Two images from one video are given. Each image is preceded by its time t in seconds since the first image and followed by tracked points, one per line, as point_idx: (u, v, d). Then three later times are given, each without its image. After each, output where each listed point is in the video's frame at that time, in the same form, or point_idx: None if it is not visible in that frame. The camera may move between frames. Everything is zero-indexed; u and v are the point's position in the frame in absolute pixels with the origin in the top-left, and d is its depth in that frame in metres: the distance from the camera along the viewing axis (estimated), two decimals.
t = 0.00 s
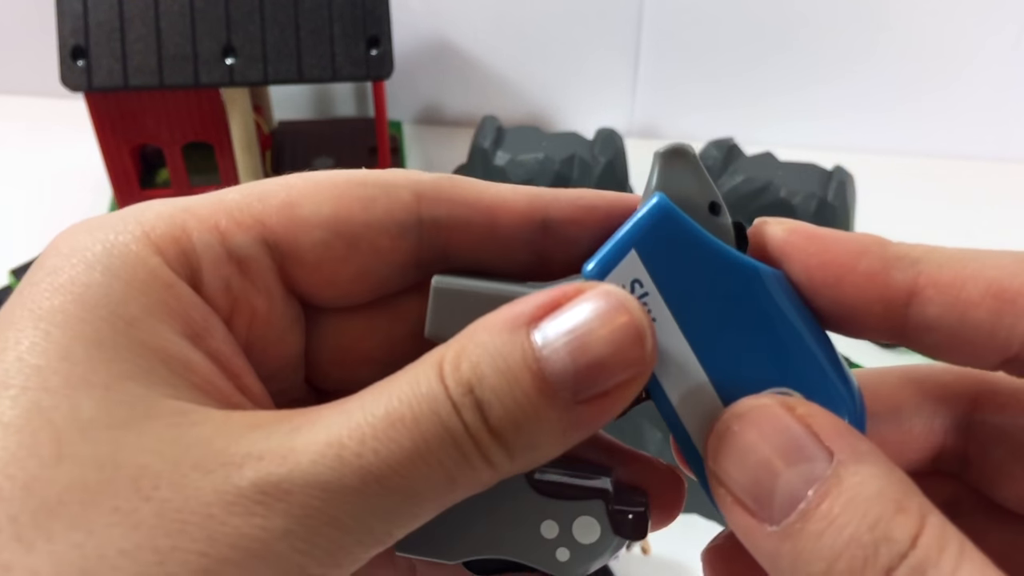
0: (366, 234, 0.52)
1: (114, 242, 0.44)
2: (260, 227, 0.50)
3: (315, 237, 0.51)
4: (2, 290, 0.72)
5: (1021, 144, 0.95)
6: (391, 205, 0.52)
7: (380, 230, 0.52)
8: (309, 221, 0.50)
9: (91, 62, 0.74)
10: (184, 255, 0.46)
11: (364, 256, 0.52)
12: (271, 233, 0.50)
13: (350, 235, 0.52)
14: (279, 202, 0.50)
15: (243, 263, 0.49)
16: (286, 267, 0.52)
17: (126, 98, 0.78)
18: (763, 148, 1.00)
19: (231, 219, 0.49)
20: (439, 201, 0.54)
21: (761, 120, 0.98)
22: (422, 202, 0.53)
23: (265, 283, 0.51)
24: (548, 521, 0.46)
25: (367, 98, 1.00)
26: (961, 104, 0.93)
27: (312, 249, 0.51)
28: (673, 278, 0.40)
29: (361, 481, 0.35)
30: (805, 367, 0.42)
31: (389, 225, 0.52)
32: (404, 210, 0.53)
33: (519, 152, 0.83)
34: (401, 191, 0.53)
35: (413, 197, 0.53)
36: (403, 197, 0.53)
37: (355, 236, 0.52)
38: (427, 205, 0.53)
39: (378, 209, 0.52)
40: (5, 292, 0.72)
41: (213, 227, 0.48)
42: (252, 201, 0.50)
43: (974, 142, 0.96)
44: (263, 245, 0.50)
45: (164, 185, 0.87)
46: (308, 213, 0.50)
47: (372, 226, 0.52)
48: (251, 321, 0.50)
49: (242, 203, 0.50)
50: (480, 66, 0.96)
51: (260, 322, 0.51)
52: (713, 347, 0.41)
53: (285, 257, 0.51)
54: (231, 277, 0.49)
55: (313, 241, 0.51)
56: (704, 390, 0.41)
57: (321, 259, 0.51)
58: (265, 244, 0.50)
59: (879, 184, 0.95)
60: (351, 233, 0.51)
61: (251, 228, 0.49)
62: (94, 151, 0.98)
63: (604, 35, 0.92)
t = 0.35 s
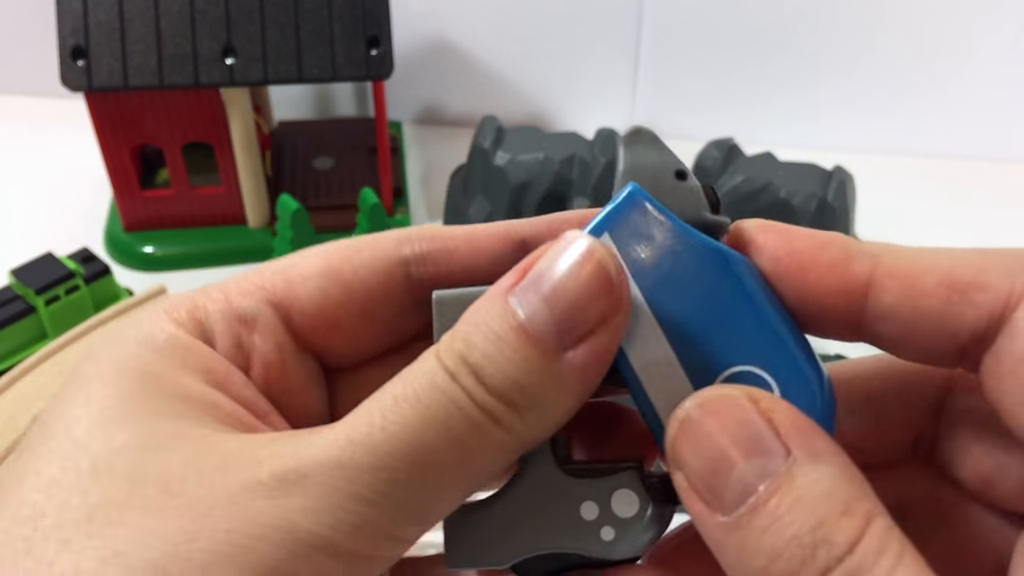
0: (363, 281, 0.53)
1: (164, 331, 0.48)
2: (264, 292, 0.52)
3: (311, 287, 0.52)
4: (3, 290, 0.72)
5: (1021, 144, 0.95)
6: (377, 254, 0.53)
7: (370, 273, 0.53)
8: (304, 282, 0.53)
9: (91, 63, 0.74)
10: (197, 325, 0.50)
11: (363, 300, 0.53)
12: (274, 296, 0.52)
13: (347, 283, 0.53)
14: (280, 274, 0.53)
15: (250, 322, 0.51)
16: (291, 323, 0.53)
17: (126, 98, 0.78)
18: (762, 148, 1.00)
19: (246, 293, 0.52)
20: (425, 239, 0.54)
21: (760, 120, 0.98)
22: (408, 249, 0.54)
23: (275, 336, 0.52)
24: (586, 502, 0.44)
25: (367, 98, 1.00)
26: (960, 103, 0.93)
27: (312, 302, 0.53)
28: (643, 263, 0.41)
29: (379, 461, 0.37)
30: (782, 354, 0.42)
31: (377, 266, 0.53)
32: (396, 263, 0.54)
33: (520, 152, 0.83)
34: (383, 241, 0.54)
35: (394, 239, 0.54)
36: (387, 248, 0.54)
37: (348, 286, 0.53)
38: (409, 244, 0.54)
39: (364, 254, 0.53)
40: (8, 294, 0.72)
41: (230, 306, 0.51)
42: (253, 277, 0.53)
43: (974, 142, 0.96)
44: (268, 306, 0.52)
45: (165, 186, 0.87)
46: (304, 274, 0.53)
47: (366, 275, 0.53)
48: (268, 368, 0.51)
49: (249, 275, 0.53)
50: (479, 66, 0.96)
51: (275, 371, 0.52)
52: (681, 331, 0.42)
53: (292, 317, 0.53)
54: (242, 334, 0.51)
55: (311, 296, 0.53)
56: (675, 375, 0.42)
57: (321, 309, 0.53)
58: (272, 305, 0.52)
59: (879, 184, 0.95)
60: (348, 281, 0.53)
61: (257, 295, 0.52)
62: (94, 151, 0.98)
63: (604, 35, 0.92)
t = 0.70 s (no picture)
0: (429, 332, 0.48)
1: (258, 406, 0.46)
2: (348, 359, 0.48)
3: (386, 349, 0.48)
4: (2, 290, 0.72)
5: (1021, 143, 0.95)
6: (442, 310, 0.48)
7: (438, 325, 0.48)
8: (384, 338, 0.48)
9: (91, 63, 0.74)
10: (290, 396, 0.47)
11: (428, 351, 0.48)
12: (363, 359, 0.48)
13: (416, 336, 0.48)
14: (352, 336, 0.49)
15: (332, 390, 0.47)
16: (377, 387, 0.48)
17: (126, 98, 0.78)
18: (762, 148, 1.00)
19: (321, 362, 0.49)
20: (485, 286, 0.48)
21: (761, 120, 0.98)
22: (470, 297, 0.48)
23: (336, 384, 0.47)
24: (713, 470, 0.38)
25: (367, 98, 1.00)
26: (961, 103, 0.93)
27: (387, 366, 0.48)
28: (693, 236, 0.40)
29: (445, 467, 0.35)
30: (863, 289, 0.38)
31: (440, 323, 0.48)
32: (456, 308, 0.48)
33: (519, 152, 0.83)
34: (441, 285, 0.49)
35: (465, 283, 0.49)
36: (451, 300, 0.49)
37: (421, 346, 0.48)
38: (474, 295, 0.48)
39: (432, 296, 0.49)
40: (7, 293, 0.72)
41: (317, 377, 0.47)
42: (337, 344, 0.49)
43: (973, 141, 0.96)
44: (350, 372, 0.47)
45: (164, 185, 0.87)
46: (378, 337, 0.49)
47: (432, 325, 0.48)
48: (347, 432, 0.46)
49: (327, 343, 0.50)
50: (480, 65, 0.96)
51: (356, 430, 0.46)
52: (748, 295, 0.39)
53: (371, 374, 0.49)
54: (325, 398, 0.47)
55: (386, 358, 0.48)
56: (755, 336, 0.39)
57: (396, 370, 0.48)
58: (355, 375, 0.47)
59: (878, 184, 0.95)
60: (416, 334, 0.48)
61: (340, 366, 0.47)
62: (96, 151, 0.98)
63: (604, 35, 0.92)
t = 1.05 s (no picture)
0: (381, 396, 0.49)
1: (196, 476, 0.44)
2: (291, 427, 0.47)
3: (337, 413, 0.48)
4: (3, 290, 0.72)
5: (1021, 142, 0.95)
6: (391, 375, 0.50)
7: (389, 389, 0.49)
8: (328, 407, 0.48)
9: (91, 63, 0.74)
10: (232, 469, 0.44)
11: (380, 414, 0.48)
12: (361, 504, 0.38)
13: (367, 401, 0.48)
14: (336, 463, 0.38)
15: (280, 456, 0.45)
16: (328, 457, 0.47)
17: (126, 98, 0.78)
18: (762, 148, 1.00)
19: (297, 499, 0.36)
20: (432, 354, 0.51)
21: (761, 120, 0.98)
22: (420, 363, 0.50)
23: (319, 520, 0.36)
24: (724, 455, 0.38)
25: (367, 98, 1.00)
26: (961, 104, 0.93)
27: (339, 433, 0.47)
28: (633, 287, 0.40)
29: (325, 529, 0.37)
30: (794, 319, 0.39)
31: (391, 387, 0.49)
32: (405, 374, 0.50)
33: (520, 152, 0.83)
34: (446, 422, 0.41)
35: (478, 420, 0.42)
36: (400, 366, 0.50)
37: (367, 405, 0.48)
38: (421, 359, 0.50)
39: (441, 431, 0.41)
40: (8, 293, 0.71)
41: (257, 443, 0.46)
42: (318, 475, 0.38)
43: (973, 141, 0.96)
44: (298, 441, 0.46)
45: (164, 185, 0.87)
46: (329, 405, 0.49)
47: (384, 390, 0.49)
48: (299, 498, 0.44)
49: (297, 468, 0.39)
50: (479, 65, 0.96)
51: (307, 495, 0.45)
52: (691, 341, 0.39)
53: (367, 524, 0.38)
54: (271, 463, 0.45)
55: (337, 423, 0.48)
56: (702, 377, 0.39)
57: (348, 436, 0.48)
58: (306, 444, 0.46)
59: (879, 183, 0.95)
60: (368, 397, 0.49)
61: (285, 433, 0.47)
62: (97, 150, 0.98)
63: (604, 34, 0.92)
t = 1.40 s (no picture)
0: (360, 412, 0.48)
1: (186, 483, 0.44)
2: (274, 437, 0.47)
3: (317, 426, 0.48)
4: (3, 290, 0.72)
5: (1022, 142, 0.95)
6: (368, 389, 0.49)
7: (366, 404, 0.48)
8: (309, 418, 0.48)
9: (91, 62, 0.74)
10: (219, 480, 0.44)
11: (358, 429, 0.48)
12: (382, 531, 0.36)
13: (347, 416, 0.48)
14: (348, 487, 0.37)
15: (263, 467, 0.45)
16: (309, 468, 0.47)
17: (125, 98, 0.77)
18: (762, 148, 1.00)
19: (314, 528, 0.35)
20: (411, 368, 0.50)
21: (761, 120, 0.98)
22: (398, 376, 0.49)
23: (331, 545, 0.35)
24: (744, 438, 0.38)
25: (367, 98, 1.00)
26: (961, 105, 0.93)
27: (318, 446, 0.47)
28: (621, 321, 0.38)
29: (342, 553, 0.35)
30: (772, 380, 0.39)
31: (368, 402, 0.48)
32: (383, 386, 0.49)
33: (520, 152, 0.83)
34: (459, 438, 0.39)
35: (490, 437, 0.39)
36: (378, 379, 0.49)
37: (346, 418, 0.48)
38: (399, 374, 0.49)
39: (455, 451, 0.38)
40: (8, 293, 0.71)
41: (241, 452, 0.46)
42: (337, 501, 0.36)
43: (973, 140, 0.96)
44: (280, 452, 0.46)
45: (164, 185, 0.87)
46: (311, 416, 0.48)
47: (363, 406, 0.48)
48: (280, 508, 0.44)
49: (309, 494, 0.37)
50: (478, 66, 0.96)
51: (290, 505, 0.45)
52: (672, 383, 0.38)
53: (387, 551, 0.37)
54: (254, 475, 0.44)
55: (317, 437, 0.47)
56: (677, 422, 0.38)
57: (328, 450, 0.47)
58: (288, 457, 0.46)
59: (879, 182, 0.95)
60: (348, 413, 0.48)
61: (269, 443, 0.47)
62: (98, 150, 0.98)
63: (604, 34, 0.92)
